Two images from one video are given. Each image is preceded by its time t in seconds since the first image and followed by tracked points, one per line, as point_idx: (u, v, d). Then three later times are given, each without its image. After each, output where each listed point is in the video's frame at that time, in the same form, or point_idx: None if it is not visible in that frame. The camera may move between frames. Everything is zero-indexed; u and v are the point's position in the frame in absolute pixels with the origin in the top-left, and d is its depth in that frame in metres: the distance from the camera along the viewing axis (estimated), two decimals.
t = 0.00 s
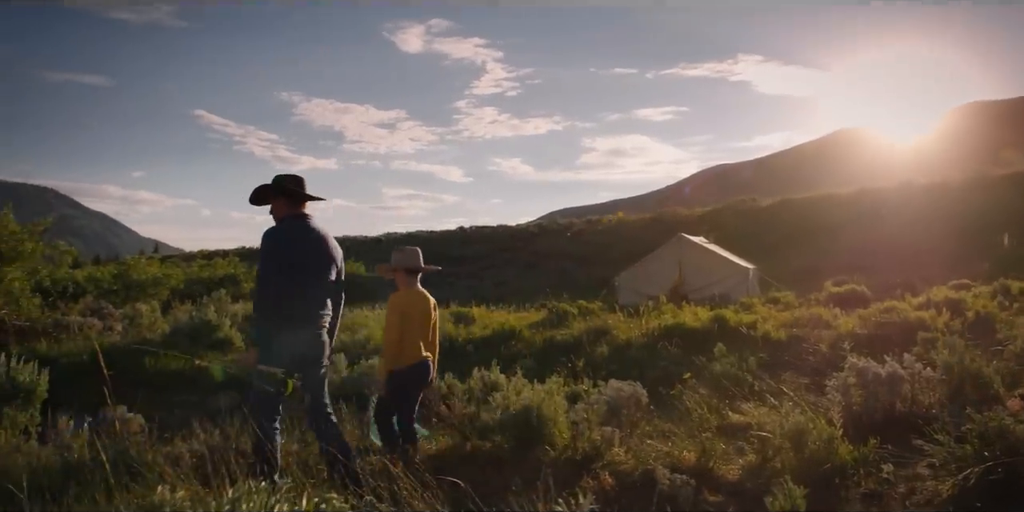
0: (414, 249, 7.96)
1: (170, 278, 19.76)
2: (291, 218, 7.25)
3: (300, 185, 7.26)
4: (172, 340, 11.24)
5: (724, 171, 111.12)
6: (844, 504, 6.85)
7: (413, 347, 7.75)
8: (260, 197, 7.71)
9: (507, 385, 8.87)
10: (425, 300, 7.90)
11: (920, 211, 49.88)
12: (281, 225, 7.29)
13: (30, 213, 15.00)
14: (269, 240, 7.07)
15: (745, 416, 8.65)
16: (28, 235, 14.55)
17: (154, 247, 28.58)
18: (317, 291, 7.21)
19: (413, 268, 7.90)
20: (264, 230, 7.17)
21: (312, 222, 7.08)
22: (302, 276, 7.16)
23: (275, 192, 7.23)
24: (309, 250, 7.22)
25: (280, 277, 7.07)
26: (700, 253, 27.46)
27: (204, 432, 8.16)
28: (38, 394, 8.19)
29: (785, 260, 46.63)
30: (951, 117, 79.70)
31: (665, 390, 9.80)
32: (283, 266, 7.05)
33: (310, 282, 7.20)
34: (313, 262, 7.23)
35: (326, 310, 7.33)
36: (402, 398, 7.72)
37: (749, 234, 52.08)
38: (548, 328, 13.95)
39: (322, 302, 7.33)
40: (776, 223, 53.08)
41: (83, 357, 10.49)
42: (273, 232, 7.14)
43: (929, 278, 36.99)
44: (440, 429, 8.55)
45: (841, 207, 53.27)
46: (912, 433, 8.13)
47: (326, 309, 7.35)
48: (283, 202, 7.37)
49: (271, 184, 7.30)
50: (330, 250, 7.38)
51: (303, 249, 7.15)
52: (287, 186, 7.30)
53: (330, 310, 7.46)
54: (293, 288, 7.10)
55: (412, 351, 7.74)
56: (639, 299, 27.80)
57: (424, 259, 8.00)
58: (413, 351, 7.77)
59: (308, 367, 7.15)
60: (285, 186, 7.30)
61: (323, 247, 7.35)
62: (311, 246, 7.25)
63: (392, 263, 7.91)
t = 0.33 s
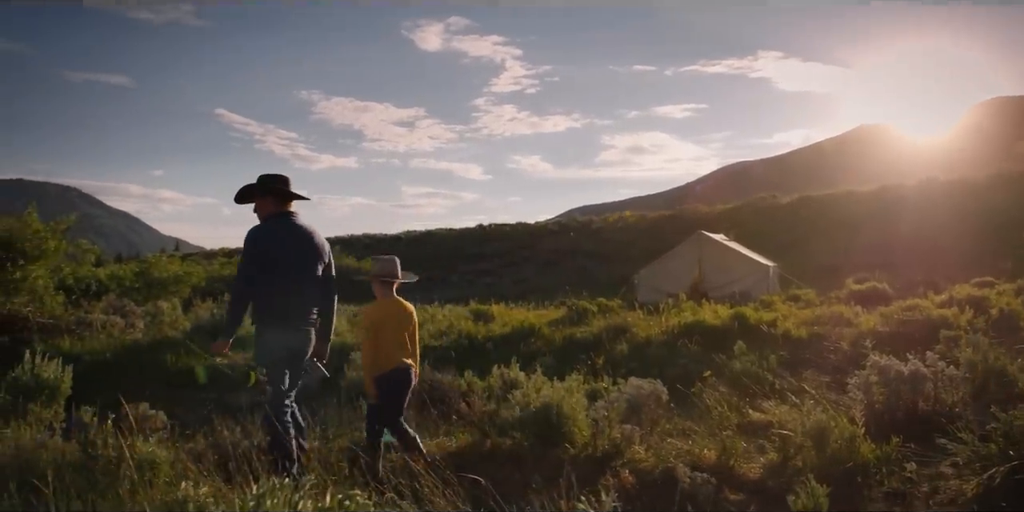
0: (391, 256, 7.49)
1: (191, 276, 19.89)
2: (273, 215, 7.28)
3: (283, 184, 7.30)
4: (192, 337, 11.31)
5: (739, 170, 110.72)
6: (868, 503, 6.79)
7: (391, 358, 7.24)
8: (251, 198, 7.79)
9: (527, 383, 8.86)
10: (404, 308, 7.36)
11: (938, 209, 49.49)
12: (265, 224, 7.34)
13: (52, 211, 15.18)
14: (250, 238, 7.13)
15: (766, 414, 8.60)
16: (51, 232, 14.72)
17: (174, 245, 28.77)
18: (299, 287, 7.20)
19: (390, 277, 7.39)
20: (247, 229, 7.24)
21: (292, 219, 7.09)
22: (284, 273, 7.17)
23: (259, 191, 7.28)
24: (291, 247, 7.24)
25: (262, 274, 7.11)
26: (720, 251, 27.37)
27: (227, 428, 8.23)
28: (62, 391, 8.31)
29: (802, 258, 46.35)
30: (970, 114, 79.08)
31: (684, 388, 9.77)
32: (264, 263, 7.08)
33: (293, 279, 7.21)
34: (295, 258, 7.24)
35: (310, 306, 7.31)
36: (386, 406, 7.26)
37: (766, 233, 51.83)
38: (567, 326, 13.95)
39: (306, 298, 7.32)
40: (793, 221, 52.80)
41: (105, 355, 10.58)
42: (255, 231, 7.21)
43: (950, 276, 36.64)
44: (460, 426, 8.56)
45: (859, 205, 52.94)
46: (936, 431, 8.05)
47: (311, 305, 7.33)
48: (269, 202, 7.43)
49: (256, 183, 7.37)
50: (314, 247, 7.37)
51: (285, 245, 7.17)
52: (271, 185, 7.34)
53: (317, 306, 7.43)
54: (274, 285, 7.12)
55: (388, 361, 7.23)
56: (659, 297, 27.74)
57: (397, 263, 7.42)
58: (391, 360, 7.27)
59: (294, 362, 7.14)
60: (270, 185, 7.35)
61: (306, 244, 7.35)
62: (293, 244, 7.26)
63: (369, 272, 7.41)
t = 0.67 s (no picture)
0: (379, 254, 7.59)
1: (214, 273, 20.03)
2: (276, 222, 7.50)
3: (288, 193, 7.53)
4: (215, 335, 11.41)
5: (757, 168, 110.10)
6: (892, 503, 6.76)
7: (376, 353, 7.34)
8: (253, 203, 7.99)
9: (549, 380, 8.84)
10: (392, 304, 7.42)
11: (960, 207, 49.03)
12: (267, 230, 7.55)
13: (78, 211, 15.35)
14: (253, 243, 7.34)
15: (789, 413, 8.55)
16: (76, 232, 14.87)
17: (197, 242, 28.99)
18: (296, 293, 7.41)
19: (378, 274, 7.51)
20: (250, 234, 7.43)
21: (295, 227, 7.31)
22: (284, 279, 7.37)
23: (263, 198, 7.50)
24: (291, 254, 7.45)
25: (263, 279, 7.30)
26: (742, 248, 27.25)
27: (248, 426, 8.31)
28: (88, 388, 8.38)
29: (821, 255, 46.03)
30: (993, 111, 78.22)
31: (706, 386, 9.74)
32: (266, 268, 7.28)
33: (292, 285, 7.41)
34: (295, 265, 7.45)
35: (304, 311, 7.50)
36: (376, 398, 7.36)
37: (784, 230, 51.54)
38: (588, 323, 13.96)
39: (302, 303, 7.53)
40: (812, 219, 52.45)
41: (131, 352, 10.70)
42: (258, 236, 7.41)
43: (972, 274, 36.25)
44: (482, 424, 8.57)
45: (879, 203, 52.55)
46: (961, 430, 7.97)
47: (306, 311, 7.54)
48: (271, 209, 7.64)
49: (260, 190, 7.59)
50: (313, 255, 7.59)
51: (286, 253, 7.38)
52: (276, 193, 7.57)
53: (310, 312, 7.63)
54: (274, 290, 7.32)
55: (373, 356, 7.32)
56: (680, 295, 27.64)
57: (383, 261, 7.52)
58: (377, 355, 7.36)
59: (286, 362, 7.32)
60: (276, 192, 7.56)
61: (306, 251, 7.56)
62: (294, 251, 7.48)
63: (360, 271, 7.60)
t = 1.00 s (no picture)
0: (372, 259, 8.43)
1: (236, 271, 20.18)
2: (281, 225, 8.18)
3: (292, 197, 8.26)
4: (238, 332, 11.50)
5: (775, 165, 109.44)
6: (917, 503, 6.69)
7: (370, 349, 8.18)
8: (253, 203, 8.65)
9: (569, 378, 8.83)
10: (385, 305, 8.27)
11: (983, 203, 48.48)
12: (271, 230, 8.23)
13: (101, 209, 15.53)
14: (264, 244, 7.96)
15: (811, 410, 8.48)
16: (100, 229, 15.13)
17: (220, 242, 29.13)
18: (298, 292, 8.13)
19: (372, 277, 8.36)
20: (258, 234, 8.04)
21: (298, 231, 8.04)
22: (287, 278, 8.07)
23: (270, 200, 8.17)
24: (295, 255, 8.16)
25: (270, 277, 7.96)
26: (764, 246, 27.09)
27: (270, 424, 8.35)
28: (112, 384, 8.46)
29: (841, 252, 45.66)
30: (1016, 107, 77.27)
31: (728, 383, 9.72)
32: (274, 268, 7.93)
33: (293, 286, 8.14)
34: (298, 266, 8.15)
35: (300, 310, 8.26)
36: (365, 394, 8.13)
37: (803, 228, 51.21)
38: (609, 321, 13.92)
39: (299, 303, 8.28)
40: (831, 217, 52.09)
41: (155, 349, 10.80)
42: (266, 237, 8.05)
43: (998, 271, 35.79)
44: (503, 421, 8.58)
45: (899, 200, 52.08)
46: (987, 430, 7.91)
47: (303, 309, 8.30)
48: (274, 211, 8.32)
49: (265, 193, 8.25)
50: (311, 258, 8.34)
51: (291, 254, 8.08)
52: (280, 196, 8.27)
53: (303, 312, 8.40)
54: (280, 288, 8.00)
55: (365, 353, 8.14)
56: (702, 292, 27.51)
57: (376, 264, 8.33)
58: (369, 352, 8.19)
59: (280, 362, 8.14)
60: (281, 196, 8.25)
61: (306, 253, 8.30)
62: (296, 252, 8.19)
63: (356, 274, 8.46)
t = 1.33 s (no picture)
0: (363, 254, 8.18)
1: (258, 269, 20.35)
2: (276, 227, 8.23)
3: (284, 201, 8.29)
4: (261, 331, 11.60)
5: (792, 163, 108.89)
6: (942, 503, 6.63)
7: (366, 345, 7.92)
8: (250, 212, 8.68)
9: (590, 376, 8.81)
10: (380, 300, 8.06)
11: (1005, 200, 47.98)
12: (266, 234, 8.23)
13: (123, 207, 15.65)
14: (258, 246, 7.99)
15: (833, 408, 8.43)
16: (123, 228, 15.27)
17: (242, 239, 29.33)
18: (298, 290, 8.16)
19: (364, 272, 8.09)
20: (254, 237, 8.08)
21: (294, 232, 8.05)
22: (286, 277, 8.11)
23: (265, 204, 8.19)
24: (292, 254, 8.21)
25: (269, 277, 7.99)
26: (785, 243, 26.98)
27: (292, 423, 8.39)
28: (136, 380, 8.52)
29: (860, 250, 45.39)
30: None
31: (749, 381, 9.70)
32: (270, 269, 7.94)
33: (290, 287, 8.14)
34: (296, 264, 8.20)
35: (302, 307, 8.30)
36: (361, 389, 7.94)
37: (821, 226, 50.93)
38: (630, 318, 13.90)
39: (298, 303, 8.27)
40: (850, 215, 51.79)
41: (179, 347, 10.90)
42: (262, 238, 8.09)
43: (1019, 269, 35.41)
44: (524, 418, 8.59)
45: (920, 198, 51.67)
46: (1011, 428, 7.85)
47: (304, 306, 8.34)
48: (266, 215, 8.34)
49: (259, 198, 8.27)
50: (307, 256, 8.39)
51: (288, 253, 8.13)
52: (272, 200, 8.29)
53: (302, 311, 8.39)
54: (280, 287, 8.03)
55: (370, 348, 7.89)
56: (723, 290, 27.47)
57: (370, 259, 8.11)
58: (365, 349, 7.93)
59: (284, 356, 8.13)
60: (273, 200, 8.26)
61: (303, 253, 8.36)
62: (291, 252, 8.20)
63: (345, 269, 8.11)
